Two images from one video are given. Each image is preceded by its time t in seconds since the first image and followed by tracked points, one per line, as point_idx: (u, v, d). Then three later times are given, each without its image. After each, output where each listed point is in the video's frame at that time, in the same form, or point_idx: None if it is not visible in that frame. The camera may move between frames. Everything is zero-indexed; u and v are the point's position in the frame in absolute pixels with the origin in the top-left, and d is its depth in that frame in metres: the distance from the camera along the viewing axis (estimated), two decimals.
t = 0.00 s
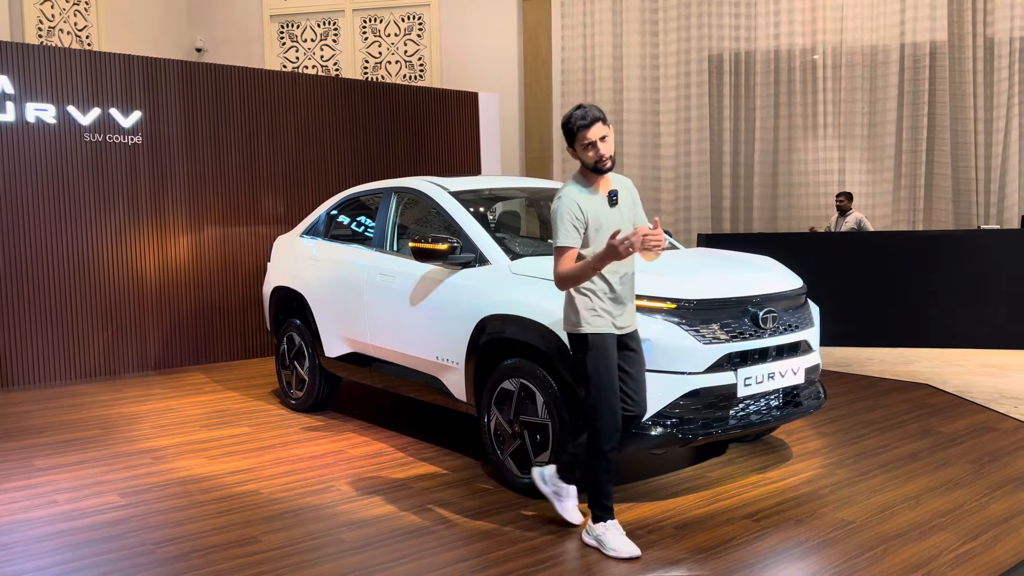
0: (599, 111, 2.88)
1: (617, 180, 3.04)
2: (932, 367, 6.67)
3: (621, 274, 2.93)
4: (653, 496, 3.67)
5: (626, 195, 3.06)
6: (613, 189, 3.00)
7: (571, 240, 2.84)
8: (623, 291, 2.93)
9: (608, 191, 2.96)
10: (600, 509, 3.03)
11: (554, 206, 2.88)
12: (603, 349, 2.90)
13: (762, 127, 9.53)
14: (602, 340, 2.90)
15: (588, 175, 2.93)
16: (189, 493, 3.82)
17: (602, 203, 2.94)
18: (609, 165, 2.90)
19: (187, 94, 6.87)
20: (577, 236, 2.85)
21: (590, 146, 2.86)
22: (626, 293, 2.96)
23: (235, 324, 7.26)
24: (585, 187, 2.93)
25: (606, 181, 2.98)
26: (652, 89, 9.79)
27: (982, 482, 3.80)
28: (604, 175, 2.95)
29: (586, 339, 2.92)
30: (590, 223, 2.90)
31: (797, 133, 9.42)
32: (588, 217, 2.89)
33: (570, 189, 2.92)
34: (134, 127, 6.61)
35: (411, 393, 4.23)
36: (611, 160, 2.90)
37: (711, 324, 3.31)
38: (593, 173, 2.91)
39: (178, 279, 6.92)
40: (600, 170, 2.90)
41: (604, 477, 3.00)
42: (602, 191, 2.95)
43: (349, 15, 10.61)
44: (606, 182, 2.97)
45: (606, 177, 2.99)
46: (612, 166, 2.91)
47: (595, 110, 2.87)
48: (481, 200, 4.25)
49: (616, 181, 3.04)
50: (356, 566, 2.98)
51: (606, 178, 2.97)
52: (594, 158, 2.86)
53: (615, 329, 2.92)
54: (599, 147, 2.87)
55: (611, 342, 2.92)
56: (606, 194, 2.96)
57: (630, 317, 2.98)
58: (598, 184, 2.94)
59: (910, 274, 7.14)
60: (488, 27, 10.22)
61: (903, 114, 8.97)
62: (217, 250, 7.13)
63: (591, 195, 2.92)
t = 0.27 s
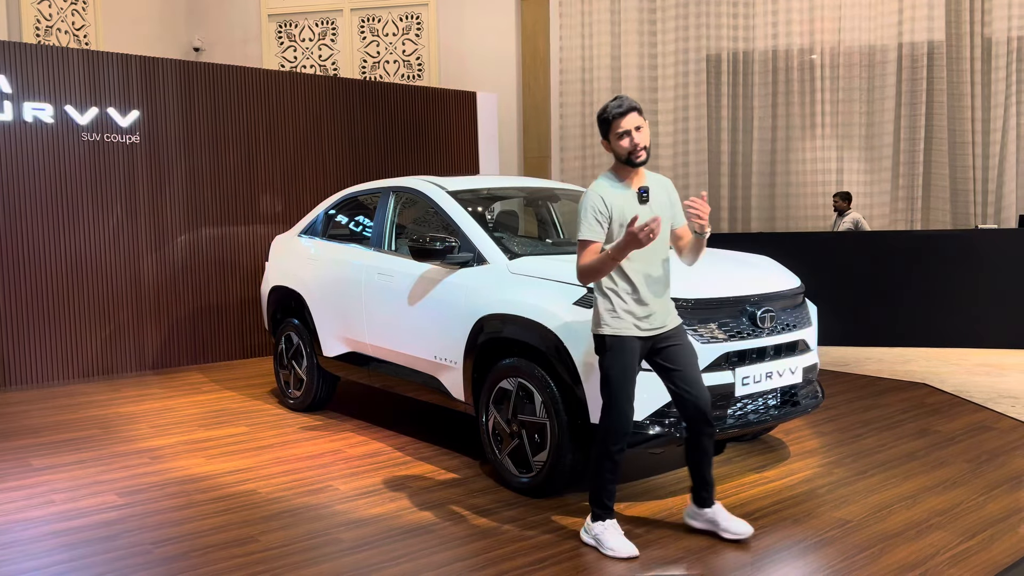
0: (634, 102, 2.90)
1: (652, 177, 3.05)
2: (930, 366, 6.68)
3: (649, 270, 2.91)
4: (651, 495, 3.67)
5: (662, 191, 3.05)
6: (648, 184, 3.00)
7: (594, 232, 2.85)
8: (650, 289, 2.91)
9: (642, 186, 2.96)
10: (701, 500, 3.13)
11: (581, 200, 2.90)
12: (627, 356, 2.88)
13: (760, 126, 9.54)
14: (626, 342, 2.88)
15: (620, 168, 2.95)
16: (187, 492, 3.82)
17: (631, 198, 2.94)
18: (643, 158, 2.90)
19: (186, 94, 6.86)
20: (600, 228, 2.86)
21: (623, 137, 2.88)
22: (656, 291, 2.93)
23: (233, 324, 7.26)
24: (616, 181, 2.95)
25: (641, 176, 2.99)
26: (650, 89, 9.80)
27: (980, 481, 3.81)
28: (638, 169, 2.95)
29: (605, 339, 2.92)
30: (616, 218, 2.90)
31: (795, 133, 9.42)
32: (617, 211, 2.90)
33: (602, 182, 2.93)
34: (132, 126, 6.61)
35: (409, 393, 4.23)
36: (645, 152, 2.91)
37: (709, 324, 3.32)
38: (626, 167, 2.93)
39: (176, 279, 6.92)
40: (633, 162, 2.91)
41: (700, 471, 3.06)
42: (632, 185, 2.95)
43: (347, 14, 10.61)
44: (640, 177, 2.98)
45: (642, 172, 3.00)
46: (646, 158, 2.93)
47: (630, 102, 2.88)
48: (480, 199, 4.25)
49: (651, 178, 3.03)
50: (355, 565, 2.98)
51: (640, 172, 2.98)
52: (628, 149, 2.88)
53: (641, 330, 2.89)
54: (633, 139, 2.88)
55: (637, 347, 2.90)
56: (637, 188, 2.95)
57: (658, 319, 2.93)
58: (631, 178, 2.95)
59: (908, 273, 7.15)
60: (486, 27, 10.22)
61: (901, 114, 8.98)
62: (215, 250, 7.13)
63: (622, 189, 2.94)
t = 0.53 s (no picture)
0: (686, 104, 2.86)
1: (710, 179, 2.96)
2: (927, 366, 6.69)
3: (686, 275, 2.86)
4: (648, 495, 3.67)
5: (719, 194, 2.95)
6: (700, 185, 2.91)
7: (630, 232, 2.84)
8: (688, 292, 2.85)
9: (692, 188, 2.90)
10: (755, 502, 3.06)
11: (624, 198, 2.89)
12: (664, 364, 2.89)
13: (757, 126, 9.55)
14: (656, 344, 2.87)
15: (669, 167, 2.90)
16: (184, 492, 3.82)
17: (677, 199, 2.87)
18: (692, 159, 2.85)
19: (183, 94, 6.86)
20: (637, 228, 2.85)
21: (672, 137, 2.85)
22: (694, 295, 2.87)
23: (230, 323, 7.26)
24: (662, 179, 2.90)
25: (695, 177, 2.92)
26: (648, 90, 9.82)
27: (977, 481, 3.81)
28: (689, 170, 2.89)
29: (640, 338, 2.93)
30: (657, 218, 2.85)
31: (792, 133, 9.43)
32: (660, 212, 2.85)
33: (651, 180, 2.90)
34: (129, 126, 6.60)
35: (407, 393, 4.22)
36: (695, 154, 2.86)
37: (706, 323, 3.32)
38: (676, 167, 2.87)
39: (173, 279, 6.91)
40: (683, 163, 2.86)
41: (750, 473, 3.01)
42: (680, 185, 2.88)
43: (345, 14, 10.60)
44: (693, 178, 2.91)
45: (696, 173, 2.92)
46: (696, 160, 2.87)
47: (682, 104, 2.84)
48: (477, 199, 4.24)
49: (706, 179, 2.93)
50: (352, 565, 2.98)
51: (694, 174, 2.91)
52: (675, 150, 2.85)
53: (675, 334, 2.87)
54: (680, 140, 2.85)
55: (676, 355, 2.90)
56: (683, 190, 2.88)
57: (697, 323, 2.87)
58: (681, 178, 2.89)
59: (906, 273, 7.16)
60: (483, 27, 10.22)
61: (898, 114, 8.99)
62: (212, 250, 7.12)
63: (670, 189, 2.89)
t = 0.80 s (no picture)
0: (743, 100, 2.86)
1: (765, 177, 2.97)
2: (924, 365, 6.70)
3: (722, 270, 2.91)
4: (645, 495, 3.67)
5: (773, 194, 2.96)
6: (753, 184, 2.94)
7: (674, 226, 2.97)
8: (723, 285, 2.90)
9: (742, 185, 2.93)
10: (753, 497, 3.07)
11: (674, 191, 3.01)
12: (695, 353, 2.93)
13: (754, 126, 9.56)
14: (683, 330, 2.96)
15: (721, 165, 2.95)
16: (181, 492, 3.81)
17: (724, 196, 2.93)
18: (741, 157, 2.88)
19: (180, 92, 6.85)
20: (681, 224, 2.97)
21: (725, 133, 2.87)
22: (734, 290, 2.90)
23: (227, 323, 7.24)
24: (713, 177, 2.96)
25: (747, 174, 2.95)
26: (645, 89, 9.82)
27: (973, 480, 3.82)
28: (740, 168, 2.92)
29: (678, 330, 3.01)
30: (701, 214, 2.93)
31: (789, 132, 9.42)
32: (701, 206, 2.93)
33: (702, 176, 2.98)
34: (126, 125, 6.59)
35: (404, 392, 4.22)
36: (744, 152, 2.88)
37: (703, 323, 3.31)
38: (727, 165, 2.92)
39: (170, 278, 6.90)
40: (732, 160, 2.90)
41: (757, 471, 3.04)
42: (728, 183, 2.93)
43: (342, 13, 10.59)
44: (745, 176, 2.94)
45: (749, 171, 2.95)
46: (746, 157, 2.89)
47: (737, 101, 2.85)
48: (474, 198, 4.24)
49: (760, 178, 2.95)
50: (349, 564, 2.98)
51: (746, 171, 2.94)
52: (725, 146, 2.88)
53: (705, 322, 2.92)
54: (730, 137, 2.87)
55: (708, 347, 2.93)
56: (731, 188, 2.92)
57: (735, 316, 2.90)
58: (730, 175, 2.93)
59: (903, 272, 7.17)
60: (481, 27, 10.22)
61: (895, 114, 9.01)
62: (209, 249, 7.11)
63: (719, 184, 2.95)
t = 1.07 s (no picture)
0: (748, 107, 2.95)
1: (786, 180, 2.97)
2: (919, 365, 6.71)
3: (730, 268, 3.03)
4: (641, 495, 3.68)
5: (791, 196, 2.94)
6: (767, 187, 2.99)
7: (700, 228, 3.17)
8: (728, 285, 3.01)
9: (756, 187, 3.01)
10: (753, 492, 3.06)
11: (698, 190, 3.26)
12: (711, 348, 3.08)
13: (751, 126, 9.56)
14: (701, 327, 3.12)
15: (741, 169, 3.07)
16: (177, 492, 3.81)
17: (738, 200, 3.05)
18: (743, 162, 2.97)
19: (176, 91, 6.83)
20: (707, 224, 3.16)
21: (729, 139, 2.99)
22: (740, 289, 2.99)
23: (223, 322, 7.24)
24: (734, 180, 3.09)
25: (765, 177, 3.01)
26: (642, 89, 9.82)
27: (968, 480, 3.83)
28: (753, 172, 3.01)
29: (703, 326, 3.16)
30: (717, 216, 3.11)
31: (786, 132, 9.43)
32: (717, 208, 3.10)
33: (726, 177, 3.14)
34: (121, 124, 6.58)
35: (400, 392, 4.22)
36: (749, 157, 2.96)
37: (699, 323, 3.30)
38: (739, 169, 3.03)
39: (166, 278, 6.89)
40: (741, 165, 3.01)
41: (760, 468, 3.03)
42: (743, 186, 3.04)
43: (338, 12, 10.57)
44: (761, 178, 3.01)
45: (768, 173, 3.01)
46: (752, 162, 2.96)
47: (740, 107, 2.96)
48: (471, 198, 4.23)
49: (776, 183, 2.98)
50: (345, 564, 2.98)
51: (762, 174, 3.00)
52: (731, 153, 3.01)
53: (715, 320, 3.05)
54: (734, 143, 2.98)
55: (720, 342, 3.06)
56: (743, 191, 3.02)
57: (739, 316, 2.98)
58: (745, 179, 3.04)
59: (898, 273, 7.19)
60: (478, 27, 10.22)
61: (891, 114, 9.03)
62: (205, 248, 7.10)
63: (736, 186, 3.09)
